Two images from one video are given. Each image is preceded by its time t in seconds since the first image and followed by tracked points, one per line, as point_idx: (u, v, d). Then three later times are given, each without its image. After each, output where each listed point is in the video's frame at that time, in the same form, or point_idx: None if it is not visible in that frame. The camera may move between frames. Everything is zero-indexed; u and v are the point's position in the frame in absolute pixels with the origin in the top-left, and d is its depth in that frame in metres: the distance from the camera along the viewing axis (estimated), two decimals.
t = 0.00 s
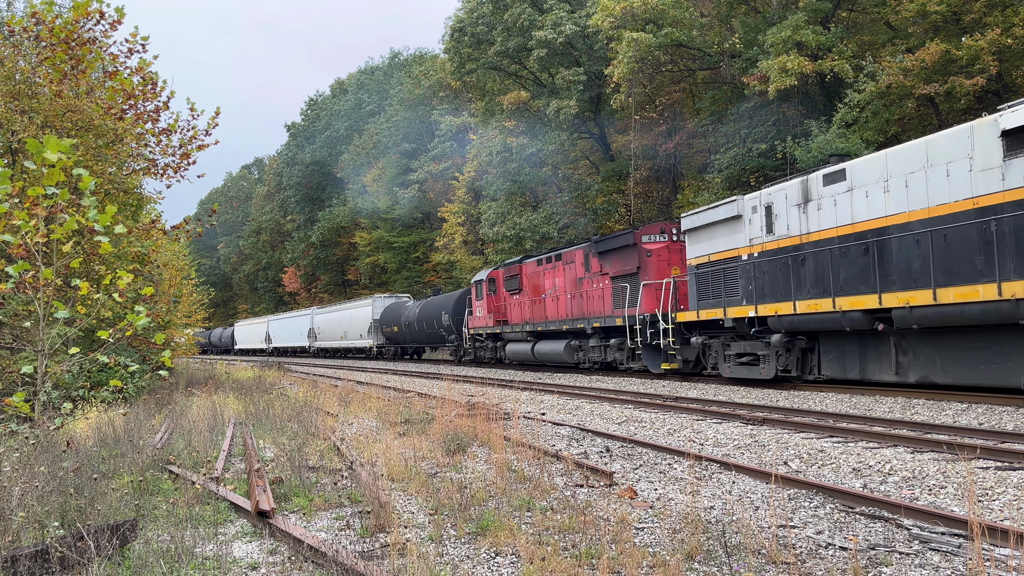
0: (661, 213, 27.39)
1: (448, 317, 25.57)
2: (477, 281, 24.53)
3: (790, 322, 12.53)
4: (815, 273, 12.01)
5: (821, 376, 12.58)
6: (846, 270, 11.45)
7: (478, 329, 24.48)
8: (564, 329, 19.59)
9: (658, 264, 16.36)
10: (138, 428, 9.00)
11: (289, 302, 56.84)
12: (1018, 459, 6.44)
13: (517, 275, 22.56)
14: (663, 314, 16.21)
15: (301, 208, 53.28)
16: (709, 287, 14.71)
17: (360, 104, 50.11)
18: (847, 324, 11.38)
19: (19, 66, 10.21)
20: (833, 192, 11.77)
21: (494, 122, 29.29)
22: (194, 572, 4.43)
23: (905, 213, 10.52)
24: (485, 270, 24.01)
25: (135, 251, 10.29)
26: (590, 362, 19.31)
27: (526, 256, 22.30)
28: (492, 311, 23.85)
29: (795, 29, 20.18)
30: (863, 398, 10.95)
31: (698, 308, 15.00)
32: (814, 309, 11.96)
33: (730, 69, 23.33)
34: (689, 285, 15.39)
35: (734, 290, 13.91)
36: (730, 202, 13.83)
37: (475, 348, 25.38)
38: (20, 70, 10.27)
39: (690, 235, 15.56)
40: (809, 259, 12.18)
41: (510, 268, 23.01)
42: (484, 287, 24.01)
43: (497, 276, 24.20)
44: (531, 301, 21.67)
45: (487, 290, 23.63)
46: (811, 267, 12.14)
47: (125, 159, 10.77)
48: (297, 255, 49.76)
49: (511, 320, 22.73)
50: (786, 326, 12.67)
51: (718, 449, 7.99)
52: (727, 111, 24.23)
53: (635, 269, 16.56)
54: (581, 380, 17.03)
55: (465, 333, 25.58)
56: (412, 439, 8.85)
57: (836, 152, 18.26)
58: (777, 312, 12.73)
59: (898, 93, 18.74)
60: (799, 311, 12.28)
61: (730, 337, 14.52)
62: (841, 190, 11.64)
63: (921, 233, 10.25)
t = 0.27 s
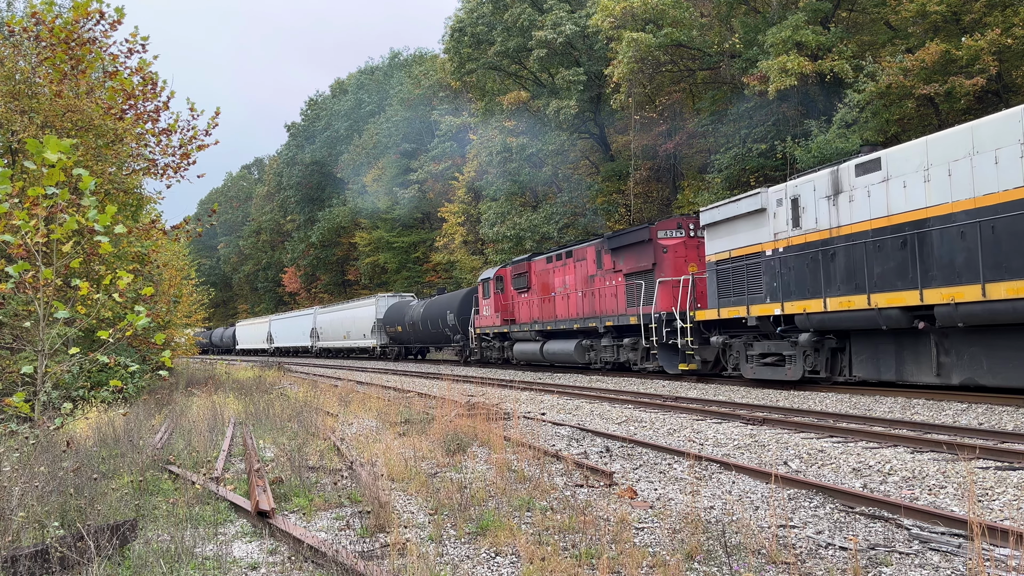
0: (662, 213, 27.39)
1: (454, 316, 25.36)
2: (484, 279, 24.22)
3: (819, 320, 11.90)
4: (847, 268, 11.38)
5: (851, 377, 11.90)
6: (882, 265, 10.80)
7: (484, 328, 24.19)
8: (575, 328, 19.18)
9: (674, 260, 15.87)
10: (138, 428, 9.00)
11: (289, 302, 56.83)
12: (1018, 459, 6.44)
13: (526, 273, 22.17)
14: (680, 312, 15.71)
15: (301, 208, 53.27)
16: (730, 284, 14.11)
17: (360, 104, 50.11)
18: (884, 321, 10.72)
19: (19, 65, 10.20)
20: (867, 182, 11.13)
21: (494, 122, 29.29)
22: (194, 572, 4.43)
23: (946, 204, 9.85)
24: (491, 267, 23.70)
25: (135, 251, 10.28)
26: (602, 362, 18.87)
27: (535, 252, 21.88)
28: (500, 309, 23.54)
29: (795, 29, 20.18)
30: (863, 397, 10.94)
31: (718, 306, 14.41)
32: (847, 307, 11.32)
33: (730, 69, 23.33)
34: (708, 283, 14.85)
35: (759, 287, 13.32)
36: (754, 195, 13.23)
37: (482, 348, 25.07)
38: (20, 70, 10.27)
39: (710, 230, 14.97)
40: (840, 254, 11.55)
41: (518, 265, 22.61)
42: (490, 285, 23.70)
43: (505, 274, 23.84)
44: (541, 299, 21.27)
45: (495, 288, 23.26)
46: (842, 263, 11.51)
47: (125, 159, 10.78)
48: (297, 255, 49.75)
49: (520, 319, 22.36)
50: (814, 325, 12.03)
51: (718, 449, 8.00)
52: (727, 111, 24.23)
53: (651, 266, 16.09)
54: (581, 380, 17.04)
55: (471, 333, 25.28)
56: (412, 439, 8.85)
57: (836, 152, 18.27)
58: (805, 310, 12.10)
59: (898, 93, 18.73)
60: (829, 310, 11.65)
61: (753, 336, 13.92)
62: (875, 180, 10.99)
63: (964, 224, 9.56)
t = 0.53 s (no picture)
0: (662, 212, 27.39)
1: (459, 316, 25.14)
2: (491, 277, 23.82)
3: (851, 319, 11.24)
4: (883, 263, 10.70)
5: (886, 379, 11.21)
6: (922, 260, 10.10)
7: (491, 328, 23.80)
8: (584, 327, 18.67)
9: (692, 257, 15.50)
10: (138, 428, 8.99)
11: (289, 302, 56.82)
12: (1019, 459, 6.43)
13: (534, 271, 21.70)
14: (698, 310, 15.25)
15: (301, 208, 53.27)
16: (755, 281, 13.47)
17: (360, 104, 50.12)
18: (925, 319, 10.02)
19: (19, 66, 10.21)
20: (904, 171, 10.43)
21: (494, 122, 29.30)
22: (194, 572, 4.42)
23: (994, 193, 9.11)
24: (499, 266, 23.30)
25: (135, 251, 10.27)
26: (613, 362, 18.43)
27: (543, 250, 21.43)
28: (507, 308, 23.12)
29: (795, 29, 20.17)
30: (863, 397, 10.94)
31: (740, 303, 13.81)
32: (883, 304, 10.65)
33: (730, 69, 23.33)
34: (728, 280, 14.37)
35: (784, 283, 12.68)
36: (780, 187, 12.57)
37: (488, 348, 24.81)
38: (20, 70, 10.27)
39: (731, 224, 14.34)
40: (875, 248, 10.87)
41: (526, 263, 22.17)
42: (498, 284, 23.29)
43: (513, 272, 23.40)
44: (549, 298, 20.79)
45: (501, 286, 22.90)
46: (876, 258, 10.84)
47: (125, 159, 10.78)
48: (297, 255, 49.72)
49: (528, 319, 21.90)
50: (846, 323, 11.38)
51: (718, 449, 7.99)
52: (727, 111, 24.22)
53: (666, 262, 15.64)
54: (580, 380, 17.03)
55: (477, 333, 24.88)
56: (412, 439, 8.85)
57: (836, 151, 18.28)
58: (836, 308, 11.45)
59: (899, 93, 18.69)
60: (863, 307, 10.97)
61: (778, 335, 13.34)
62: (913, 169, 10.29)
63: (1015, 216, 8.83)
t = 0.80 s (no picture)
0: (662, 212, 27.41)
1: (464, 316, 24.91)
2: (500, 275, 23.53)
3: (889, 316, 10.70)
4: (923, 257, 10.20)
5: (925, 381, 10.65)
6: (966, 252, 9.60)
7: (500, 327, 23.52)
8: (597, 327, 18.30)
9: (712, 253, 15.02)
10: (138, 428, 9.00)
11: (289, 302, 56.83)
12: (1018, 459, 6.44)
13: (544, 269, 21.32)
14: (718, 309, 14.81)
15: (301, 208, 53.28)
16: (780, 277, 13.00)
17: (360, 104, 50.13)
18: (972, 317, 9.47)
19: (19, 66, 10.21)
20: (948, 159, 10.00)
21: (494, 122, 29.31)
22: (194, 572, 4.42)
23: None
24: (508, 264, 23.03)
25: (135, 251, 10.27)
26: (626, 363, 18.05)
27: (553, 247, 21.04)
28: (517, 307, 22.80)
29: (795, 29, 20.18)
30: (863, 398, 10.95)
31: (764, 301, 13.31)
32: (922, 300, 10.13)
33: (730, 69, 23.33)
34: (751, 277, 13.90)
35: (813, 279, 12.20)
36: (811, 178, 12.15)
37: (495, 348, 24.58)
38: (20, 70, 10.27)
39: (754, 219, 13.92)
40: (914, 241, 10.38)
41: (536, 260, 21.78)
42: (507, 282, 23.00)
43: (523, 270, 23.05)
44: (560, 296, 20.42)
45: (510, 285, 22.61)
46: (914, 251, 10.37)
47: (125, 159, 10.79)
48: (297, 255, 49.72)
49: (538, 318, 21.55)
50: (883, 321, 10.86)
51: (718, 449, 8.00)
52: (727, 111, 24.22)
53: (685, 259, 15.22)
54: (580, 380, 17.05)
55: (485, 333, 24.56)
56: (412, 439, 8.85)
57: (836, 151, 18.27)
58: (870, 305, 10.94)
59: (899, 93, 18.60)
60: None
61: (805, 335, 12.83)
62: (957, 158, 9.85)
63: None
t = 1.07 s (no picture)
0: (662, 212, 27.43)
1: (470, 315, 24.63)
2: (506, 273, 23.20)
3: (931, 313, 10.12)
4: (967, 250, 9.63)
5: (970, 381, 10.03)
6: (1015, 245, 9.01)
7: (507, 327, 23.18)
8: (609, 326, 17.98)
9: (731, 249, 14.74)
10: (138, 427, 9.00)
11: (289, 302, 56.82)
12: (1018, 459, 6.44)
13: (553, 267, 20.99)
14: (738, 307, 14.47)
15: (301, 208, 53.28)
16: (809, 273, 12.47)
17: (360, 104, 50.14)
18: None
19: (19, 65, 10.21)
20: (993, 145, 9.40)
21: (494, 122, 29.32)
22: (194, 572, 4.43)
23: None
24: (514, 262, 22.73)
25: (135, 251, 10.28)
26: (640, 363, 17.61)
27: (562, 244, 20.71)
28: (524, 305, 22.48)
29: (795, 29, 20.18)
30: (863, 398, 10.95)
31: (791, 298, 12.80)
32: (967, 297, 9.56)
33: (730, 69, 23.32)
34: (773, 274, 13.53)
35: (844, 275, 11.68)
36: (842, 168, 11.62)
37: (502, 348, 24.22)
38: (20, 70, 10.27)
39: (779, 212, 13.40)
40: (956, 234, 9.81)
41: (545, 258, 21.43)
42: (514, 280, 22.68)
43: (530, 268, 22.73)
44: (569, 294, 20.11)
45: (517, 283, 22.33)
46: (958, 245, 9.78)
47: (125, 159, 10.79)
48: (297, 255, 49.72)
49: (546, 317, 21.23)
50: (923, 318, 10.29)
51: (717, 449, 8.00)
52: (727, 111, 24.22)
53: (703, 255, 14.90)
54: (581, 380, 17.05)
55: (492, 333, 24.18)
56: (412, 439, 8.85)
57: (836, 151, 18.27)
58: (909, 302, 10.39)
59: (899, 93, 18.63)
60: None
61: (834, 334, 12.30)
62: (1004, 144, 9.26)
63: None
